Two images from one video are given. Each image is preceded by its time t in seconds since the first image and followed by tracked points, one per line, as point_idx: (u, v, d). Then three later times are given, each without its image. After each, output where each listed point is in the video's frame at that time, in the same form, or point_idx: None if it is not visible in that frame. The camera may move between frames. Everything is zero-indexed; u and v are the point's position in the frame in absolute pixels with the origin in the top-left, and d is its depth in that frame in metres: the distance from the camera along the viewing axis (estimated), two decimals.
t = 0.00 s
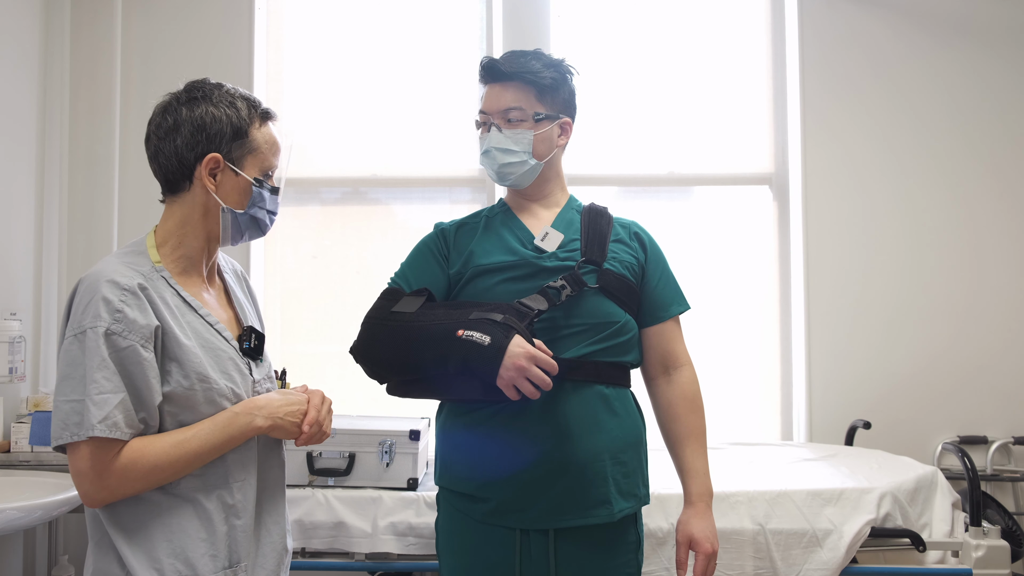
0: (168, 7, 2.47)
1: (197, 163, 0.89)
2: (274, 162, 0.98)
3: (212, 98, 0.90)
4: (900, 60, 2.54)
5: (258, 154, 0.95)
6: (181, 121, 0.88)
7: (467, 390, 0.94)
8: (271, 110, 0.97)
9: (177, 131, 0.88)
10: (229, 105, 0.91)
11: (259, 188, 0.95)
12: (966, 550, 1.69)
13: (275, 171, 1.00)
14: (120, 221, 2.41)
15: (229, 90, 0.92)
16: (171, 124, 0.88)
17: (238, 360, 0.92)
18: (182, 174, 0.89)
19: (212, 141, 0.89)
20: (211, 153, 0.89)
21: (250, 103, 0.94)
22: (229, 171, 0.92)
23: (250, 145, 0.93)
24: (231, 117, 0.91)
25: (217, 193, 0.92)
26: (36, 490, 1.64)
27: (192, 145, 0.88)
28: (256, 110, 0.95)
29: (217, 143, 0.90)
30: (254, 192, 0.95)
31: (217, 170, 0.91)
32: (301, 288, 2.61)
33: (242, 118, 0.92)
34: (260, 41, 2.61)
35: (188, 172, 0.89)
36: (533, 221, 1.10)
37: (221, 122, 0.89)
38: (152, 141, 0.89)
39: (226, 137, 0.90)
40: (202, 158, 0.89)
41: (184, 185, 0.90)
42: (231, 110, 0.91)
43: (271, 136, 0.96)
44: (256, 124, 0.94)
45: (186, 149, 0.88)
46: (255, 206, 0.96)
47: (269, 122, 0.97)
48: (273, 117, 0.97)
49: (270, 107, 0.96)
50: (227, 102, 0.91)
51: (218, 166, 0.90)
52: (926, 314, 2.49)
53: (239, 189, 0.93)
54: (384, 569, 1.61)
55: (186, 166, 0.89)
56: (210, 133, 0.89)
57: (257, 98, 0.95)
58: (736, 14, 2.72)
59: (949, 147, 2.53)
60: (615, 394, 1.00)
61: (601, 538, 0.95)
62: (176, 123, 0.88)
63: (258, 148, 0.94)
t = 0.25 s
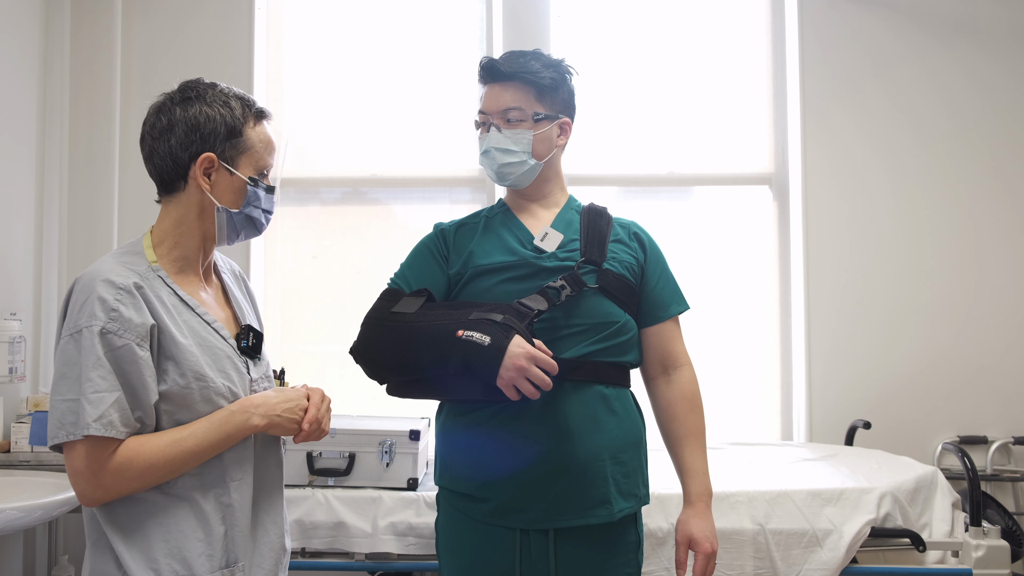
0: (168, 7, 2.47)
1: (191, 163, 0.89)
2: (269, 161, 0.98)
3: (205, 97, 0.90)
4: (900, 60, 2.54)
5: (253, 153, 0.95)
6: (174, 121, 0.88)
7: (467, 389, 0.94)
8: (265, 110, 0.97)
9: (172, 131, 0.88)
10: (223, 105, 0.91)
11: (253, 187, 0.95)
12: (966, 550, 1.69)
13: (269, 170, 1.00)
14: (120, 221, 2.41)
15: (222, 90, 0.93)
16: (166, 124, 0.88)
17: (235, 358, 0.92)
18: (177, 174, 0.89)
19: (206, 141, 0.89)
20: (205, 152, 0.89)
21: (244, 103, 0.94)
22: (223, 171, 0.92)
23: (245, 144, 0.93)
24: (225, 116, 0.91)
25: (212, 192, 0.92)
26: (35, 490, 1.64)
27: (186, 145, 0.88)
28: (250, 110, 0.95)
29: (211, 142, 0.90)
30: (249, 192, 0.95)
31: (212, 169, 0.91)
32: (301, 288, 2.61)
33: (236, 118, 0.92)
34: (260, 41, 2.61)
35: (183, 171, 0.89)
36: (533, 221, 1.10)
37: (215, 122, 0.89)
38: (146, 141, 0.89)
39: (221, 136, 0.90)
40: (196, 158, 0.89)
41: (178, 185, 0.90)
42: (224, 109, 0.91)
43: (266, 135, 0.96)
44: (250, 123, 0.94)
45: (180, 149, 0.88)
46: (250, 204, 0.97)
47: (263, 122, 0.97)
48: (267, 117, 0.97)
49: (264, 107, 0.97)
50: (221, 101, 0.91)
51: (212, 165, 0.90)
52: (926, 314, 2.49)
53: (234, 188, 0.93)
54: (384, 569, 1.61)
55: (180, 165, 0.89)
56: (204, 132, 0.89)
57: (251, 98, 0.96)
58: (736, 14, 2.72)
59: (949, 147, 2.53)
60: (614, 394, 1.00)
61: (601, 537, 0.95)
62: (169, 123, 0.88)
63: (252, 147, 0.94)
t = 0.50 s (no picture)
0: (168, 7, 2.47)
1: (193, 161, 0.89)
2: (269, 160, 0.98)
3: (205, 97, 0.90)
4: (900, 60, 2.54)
5: (254, 152, 0.95)
6: (176, 120, 0.88)
7: (466, 389, 0.94)
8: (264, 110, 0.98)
9: (173, 129, 0.88)
10: (223, 104, 0.91)
11: (254, 185, 0.95)
12: (966, 550, 1.69)
13: (269, 170, 1.01)
14: (120, 221, 2.41)
15: (223, 90, 0.93)
16: (166, 123, 0.88)
17: (236, 358, 0.92)
18: (179, 173, 0.89)
19: (208, 139, 0.89)
20: (206, 150, 0.90)
21: (244, 103, 0.94)
22: (225, 169, 0.92)
23: (246, 143, 0.94)
24: (226, 116, 0.91)
25: (213, 190, 0.92)
26: (36, 490, 1.64)
27: (188, 143, 0.88)
28: (250, 110, 0.95)
29: (213, 140, 0.90)
30: (250, 190, 0.95)
31: (214, 167, 0.91)
32: (301, 288, 2.61)
33: (236, 117, 0.92)
34: (260, 41, 2.61)
35: (184, 170, 0.89)
36: (533, 221, 1.10)
37: (217, 121, 0.90)
38: (146, 140, 0.89)
39: (222, 135, 0.90)
40: (197, 155, 0.89)
41: (180, 184, 0.90)
42: (226, 109, 0.91)
43: (266, 135, 0.96)
44: (250, 123, 0.95)
45: (182, 147, 0.88)
46: (252, 203, 0.97)
47: (263, 122, 0.97)
48: (266, 117, 0.98)
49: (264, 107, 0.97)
50: (222, 101, 0.91)
51: (214, 163, 0.90)
52: (926, 314, 2.49)
53: (236, 186, 0.93)
54: (385, 569, 1.61)
55: (182, 163, 0.89)
56: (205, 130, 0.89)
57: (250, 98, 0.96)
58: (736, 14, 2.72)
59: (949, 148, 2.53)
60: (614, 394, 1.00)
61: (601, 537, 0.95)
62: (170, 122, 0.88)
63: (253, 146, 0.95)
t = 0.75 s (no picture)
0: (168, 6, 2.47)
1: (195, 159, 0.89)
2: (268, 159, 0.99)
3: (206, 96, 0.91)
4: (900, 60, 2.54)
5: (254, 151, 0.95)
6: (177, 120, 0.88)
7: (466, 390, 0.94)
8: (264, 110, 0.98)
9: (174, 128, 0.88)
10: (224, 103, 0.92)
11: (256, 184, 0.96)
12: (966, 550, 1.69)
13: (269, 169, 1.01)
14: (120, 221, 2.41)
15: (224, 90, 0.93)
16: (167, 121, 0.88)
17: (237, 358, 0.92)
18: (181, 172, 0.89)
19: (209, 137, 0.89)
20: (208, 148, 0.90)
21: (244, 102, 0.95)
22: (226, 167, 0.92)
23: (246, 142, 0.94)
24: (226, 114, 0.91)
25: (216, 188, 0.92)
26: (36, 490, 1.64)
27: (190, 141, 0.88)
28: (250, 109, 0.96)
29: (214, 139, 0.90)
30: (252, 188, 0.96)
31: (215, 166, 0.91)
32: (301, 288, 2.61)
33: (237, 116, 0.93)
34: (260, 41, 2.61)
35: (186, 169, 0.89)
36: (531, 221, 1.10)
37: (218, 120, 0.90)
38: (147, 140, 0.89)
39: (223, 133, 0.91)
40: (199, 154, 0.89)
41: (183, 184, 0.90)
42: (227, 108, 0.91)
43: (266, 134, 0.97)
44: (251, 122, 0.95)
45: (184, 145, 0.88)
46: (253, 202, 0.97)
47: (262, 122, 0.98)
48: (266, 117, 0.98)
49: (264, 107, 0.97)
50: (223, 100, 0.92)
51: (215, 162, 0.91)
52: (927, 314, 2.49)
53: (237, 185, 0.94)
54: (384, 569, 1.61)
55: (184, 162, 0.89)
56: (206, 129, 0.89)
57: (251, 98, 0.96)
58: (736, 14, 2.72)
59: (949, 148, 2.53)
60: (613, 394, 1.00)
61: (600, 537, 0.95)
62: (172, 121, 0.88)
63: (254, 145, 0.95)
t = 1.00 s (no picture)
0: (168, 6, 2.47)
1: (196, 160, 0.89)
2: (269, 159, 0.99)
3: (209, 97, 0.91)
4: (900, 60, 2.54)
5: (255, 151, 0.95)
6: (178, 120, 0.88)
7: (466, 391, 0.94)
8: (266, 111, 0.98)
9: (176, 128, 0.88)
10: (226, 104, 0.92)
11: (257, 184, 0.96)
12: (966, 550, 1.69)
13: (271, 169, 1.01)
14: (120, 221, 2.41)
15: (225, 90, 0.93)
16: (168, 121, 0.88)
17: (238, 358, 0.92)
18: (181, 172, 0.89)
19: (211, 138, 0.90)
20: (209, 149, 0.90)
21: (245, 103, 0.95)
22: (227, 167, 0.92)
23: (247, 142, 0.94)
24: (228, 115, 0.91)
25: (217, 189, 0.92)
26: (36, 490, 1.64)
27: (191, 142, 0.88)
28: (252, 110, 0.96)
29: (215, 140, 0.90)
30: (253, 189, 0.96)
31: (217, 166, 0.91)
32: (301, 289, 2.61)
33: (238, 117, 0.93)
34: (260, 41, 2.61)
35: (188, 170, 0.89)
36: (531, 221, 1.10)
37: (219, 120, 0.90)
38: (149, 140, 0.89)
39: (224, 134, 0.91)
40: (200, 155, 0.89)
41: (184, 184, 0.90)
42: (228, 109, 0.92)
43: (267, 135, 0.97)
44: (252, 123, 0.95)
45: (185, 146, 0.88)
46: (255, 202, 0.97)
47: (264, 122, 0.98)
48: (267, 117, 0.98)
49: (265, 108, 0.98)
50: (224, 101, 0.92)
51: (216, 162, 0.91)
52: (927, 314, 2.49)
53: (239, 185, 0.94)
54: (384, 569, 1.61)
55: (185, 162, 0.89)
56: (207, 129, 0.89)
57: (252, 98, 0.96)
58: (736, 14, 2.72)
59: (949, 148, 2.53)
60: (614, 394, 1.01)
61: (601, 537, 0.95)
62: (173, 121, 0.88)
63: (255, 146, 0.95)
